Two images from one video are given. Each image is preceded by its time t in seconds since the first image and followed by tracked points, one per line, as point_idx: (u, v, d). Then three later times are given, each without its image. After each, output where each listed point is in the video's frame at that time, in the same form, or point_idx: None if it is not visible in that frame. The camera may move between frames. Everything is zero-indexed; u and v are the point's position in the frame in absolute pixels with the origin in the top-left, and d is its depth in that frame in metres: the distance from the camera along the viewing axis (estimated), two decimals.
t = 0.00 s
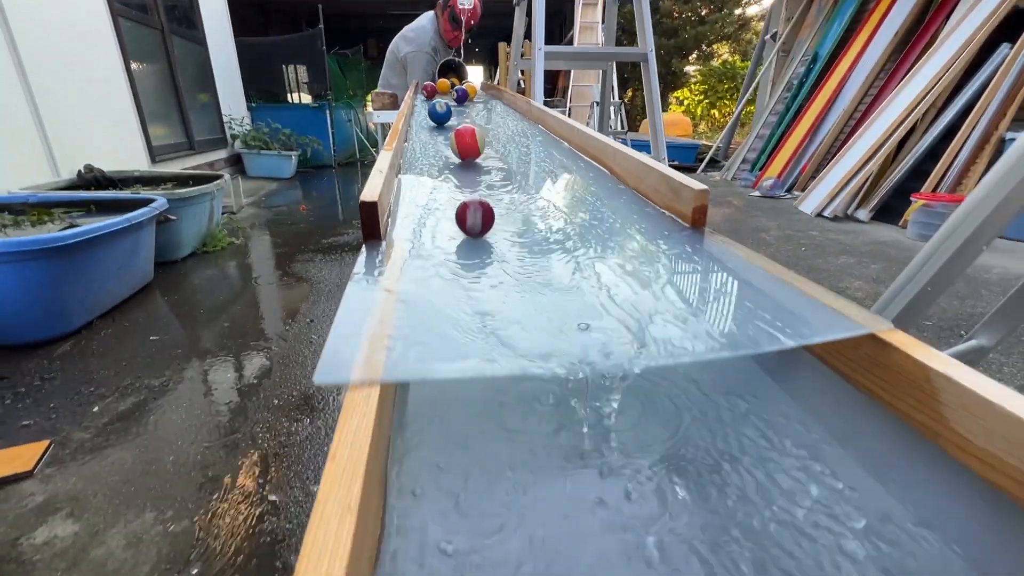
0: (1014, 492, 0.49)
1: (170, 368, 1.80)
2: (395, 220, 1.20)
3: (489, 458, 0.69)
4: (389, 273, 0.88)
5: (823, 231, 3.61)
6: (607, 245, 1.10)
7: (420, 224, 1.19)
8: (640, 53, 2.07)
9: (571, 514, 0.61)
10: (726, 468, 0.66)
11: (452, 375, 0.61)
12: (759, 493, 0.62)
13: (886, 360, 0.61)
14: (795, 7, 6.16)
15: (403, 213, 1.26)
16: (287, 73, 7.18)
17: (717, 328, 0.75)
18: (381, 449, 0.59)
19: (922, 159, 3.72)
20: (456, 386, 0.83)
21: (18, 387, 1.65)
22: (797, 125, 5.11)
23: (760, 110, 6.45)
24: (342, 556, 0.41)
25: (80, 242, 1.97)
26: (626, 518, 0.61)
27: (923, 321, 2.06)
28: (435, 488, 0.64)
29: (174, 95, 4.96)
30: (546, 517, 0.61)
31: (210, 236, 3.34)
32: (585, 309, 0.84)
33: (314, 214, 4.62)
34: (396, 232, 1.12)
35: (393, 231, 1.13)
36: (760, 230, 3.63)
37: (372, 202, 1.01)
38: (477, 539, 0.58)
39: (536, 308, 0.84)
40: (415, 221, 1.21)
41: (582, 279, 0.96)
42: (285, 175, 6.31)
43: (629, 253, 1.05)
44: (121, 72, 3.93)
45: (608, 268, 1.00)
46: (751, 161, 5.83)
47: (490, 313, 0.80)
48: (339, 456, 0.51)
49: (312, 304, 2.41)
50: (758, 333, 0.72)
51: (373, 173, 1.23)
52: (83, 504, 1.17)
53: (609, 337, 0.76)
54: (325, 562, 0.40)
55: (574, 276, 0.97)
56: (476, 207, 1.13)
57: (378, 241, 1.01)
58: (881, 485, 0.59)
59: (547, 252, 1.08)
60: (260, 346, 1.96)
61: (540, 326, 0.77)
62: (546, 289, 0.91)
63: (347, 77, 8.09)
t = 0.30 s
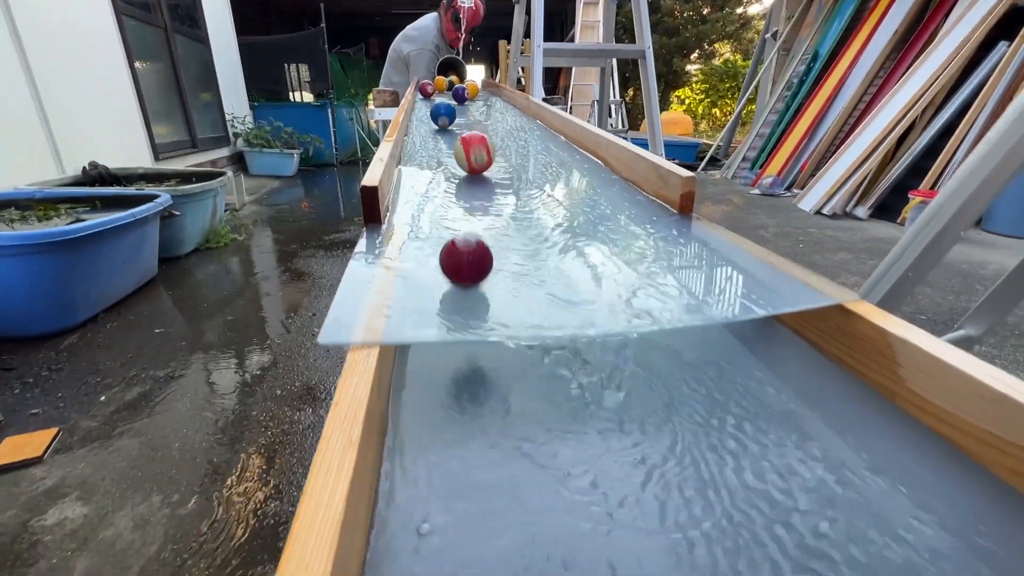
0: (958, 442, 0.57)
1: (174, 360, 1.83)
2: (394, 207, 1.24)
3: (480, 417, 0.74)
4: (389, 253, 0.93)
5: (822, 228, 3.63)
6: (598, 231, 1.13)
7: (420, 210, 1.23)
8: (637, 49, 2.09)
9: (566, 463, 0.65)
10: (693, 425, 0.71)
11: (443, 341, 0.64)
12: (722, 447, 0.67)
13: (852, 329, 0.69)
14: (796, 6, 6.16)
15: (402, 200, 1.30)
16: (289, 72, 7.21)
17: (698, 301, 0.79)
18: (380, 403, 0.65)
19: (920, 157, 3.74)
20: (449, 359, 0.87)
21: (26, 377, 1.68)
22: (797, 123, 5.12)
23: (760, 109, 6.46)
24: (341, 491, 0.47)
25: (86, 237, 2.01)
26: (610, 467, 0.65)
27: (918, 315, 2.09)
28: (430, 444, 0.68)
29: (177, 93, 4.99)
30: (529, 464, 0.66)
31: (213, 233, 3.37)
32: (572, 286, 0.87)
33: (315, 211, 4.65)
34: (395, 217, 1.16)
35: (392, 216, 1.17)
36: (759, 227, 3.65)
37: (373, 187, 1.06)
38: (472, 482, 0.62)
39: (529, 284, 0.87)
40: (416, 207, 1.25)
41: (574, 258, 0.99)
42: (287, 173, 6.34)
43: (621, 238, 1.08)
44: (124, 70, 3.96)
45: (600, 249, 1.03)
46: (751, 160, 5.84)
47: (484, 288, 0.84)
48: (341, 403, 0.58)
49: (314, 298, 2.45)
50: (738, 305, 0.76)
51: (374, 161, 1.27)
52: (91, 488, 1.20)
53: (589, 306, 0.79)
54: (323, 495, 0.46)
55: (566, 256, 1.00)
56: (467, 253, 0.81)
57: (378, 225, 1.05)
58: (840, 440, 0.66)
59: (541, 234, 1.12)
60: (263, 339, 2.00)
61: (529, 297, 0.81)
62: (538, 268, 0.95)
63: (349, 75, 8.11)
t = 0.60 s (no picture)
0: (930, 413, 0.60)
1: (179, 354, 1.86)
2: (395, 198, 1.27)
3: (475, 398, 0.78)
4: (388, 240, 0.96)
5: (821, 227, 3.65)
6: (592, 221, 1.16)
7: (421, 201, 1.27)
8: (636, 48, 2.11)
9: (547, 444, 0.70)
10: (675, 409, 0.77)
11: (436, 315, 0.68)
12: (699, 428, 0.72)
13: (829, 310, 0.72)
14: (796, 6, 6.17)
15: (402, 192, 1.34)
16: (291, 72, 7.24)
17: (682, 282, 0.82)
18: (380, 380, 0.69)
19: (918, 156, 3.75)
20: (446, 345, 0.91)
21: (33, 370, 1.71)
22: (797, 123, 5.14)
23: (761, 108, 6.47)
24: (343, 450, 0.50)
25: (92, 233, 2.04)
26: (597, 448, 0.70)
27: (914, 312, 2.11)
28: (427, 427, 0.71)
29: (180, 92, 5.03)
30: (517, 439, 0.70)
31: (215, 231, 3.40)
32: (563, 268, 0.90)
33: (317, 210, 4.68)
34: (396, 208, 1.20)
35: (392, 206, 1.20)
36: (758, 226, 3.67)
37: (376, 177, 1.10)
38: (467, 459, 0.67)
39: (522, 266, 0.90)
40: (416, 199, 1.29)
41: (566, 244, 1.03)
42: (289, 173, 6.37)
43: (613, 226, 1.11)
44: (128, 69, 3.99)
45: (592, 236, 1.07)
46: (751, 159, 5.86)
47: (479, 269, 0.88)
48: (342, 376, 0.61)
49: (316, 294, 2.49)
50: (721, 285, 0.79)
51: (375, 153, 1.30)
52: (98, 477, 1.23)
53: (575, 285, 0.82)
54: (329, 450, 0.50)
55: (560, 242, 1.04)
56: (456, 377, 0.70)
57: (379, 214, 1.08)
58: (812, 410, 0.71)
59: (536, 223, 1.16)
60: (266, 334, 2.02)
61: (519, 278, 0.84)
62: (532, 251, 0.98)
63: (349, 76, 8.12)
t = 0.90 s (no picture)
0: (894, 385, 0.68)
1: (182, 349, 1.89)
2: (394, 190, 1.31)
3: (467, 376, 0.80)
4: (390, 229, 1.00)
5: (819, 225, 3.67)
6: (587, 212, 1.19)
7: (421, 193, 1.31)
8: (634, 47, 2.14)
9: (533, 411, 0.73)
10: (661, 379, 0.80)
11: (432, 298, 0.72)
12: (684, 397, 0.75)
13: (807, 293, 0.81)
14: (795, 6, 6.18)
15: (403, 185, 1.38)
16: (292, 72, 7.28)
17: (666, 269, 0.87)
18: (380, 354, 0.75)
19: (917, 155, 3.77)
20: (441, 323, 0.95)
21: (39, 364, 1.74)
22: (796, 122, 5.17)
23: (761, 108, 6.49)
24: (344, 421, 0.56)
25: (99, 230, 2.07)
26: (583, 413, 0.73)
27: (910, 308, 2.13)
28: (423, 400, 0.75)
29: (182, 92, 5.06)
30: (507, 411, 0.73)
31: (218, 229, 3.43)
32: (556, 256, 0.94)
33: (319, 209, 4.71)
34: (396, 199, 1.24)
35: (392, 197, 1.24)
36: (756, 225, 3.69)
37: (377, 170, 1.14)
38: (460, 423, 0.70)
39: (517, 254, 0.95)
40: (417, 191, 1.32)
41: (561, 234, 1.06)
42: (290, 172, 6.40)
43: (608, 217, 1.14)
44: (131, 68, 4.02)
45: (586, 226, 1.11)
46: (751, 158, 5.88)
47: (477, 257, 0.92)
48: (345, 354, 0.67)
49: (318, 291, 2.52)
50: (705, 272, 0.84)
51: (377, 147, 1.34)
52: (105, 468, 1.25)
53: (564, 272, 0.86)
54: (329, 425, 0.55)
55: (553, 232, 1.08)
56: None
57: (380, 204, 1.12)
58: (791, 384, 0.75)
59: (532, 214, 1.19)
60: (269, 330, 2.06)
61: (512, 264, 0.88)
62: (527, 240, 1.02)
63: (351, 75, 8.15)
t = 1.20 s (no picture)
0: (867, 359, 0.71)
1: (184, 345, 1.91)
2: (394, 182, 1.33)
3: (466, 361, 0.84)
4: (390, 219, 1.03)
5: (818, 223, 3.69)
6: (582, 204, 1.21)
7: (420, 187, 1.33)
8: (632, 45, 2.15)
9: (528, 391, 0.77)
10: (649, 369, 0.83)
11: (430, 282, 0.75)
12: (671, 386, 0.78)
13: (790, 277, 0.84)
14: (794, 5, 6.19)
15: (403, 178, 1.40)
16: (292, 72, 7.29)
17: (660, 255, 0.89)
18: (381, 337, 0.78)
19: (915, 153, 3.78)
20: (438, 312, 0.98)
21: (44, 359, 1.76)
22: (795, 120, 5.18)
23: (761, 106, 6.50)
24: (344, 398, 0.59)
25: (101, 227, 2.08)
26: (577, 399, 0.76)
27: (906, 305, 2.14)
28: (423, 382, 0.79)
29: (183, 91, 5.07)
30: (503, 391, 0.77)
31: (219, 227, 3.45)
32: (550, 244, 0.97)
33: (319, 208, 4.72)
34: (395, 191, 1.26)
35: (392, 189, 1.26)
36: (755, 223, 3.71)
37: (377, 164, 1.16)
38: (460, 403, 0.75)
39: (513, 241, 0.97)
40: (417, 184, 1.34)
41: (556, 224, 1.09)
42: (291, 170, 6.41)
43: (602, 208, 1.17)
44: (132, 68, 4.04)
45: (581, 216, 1.14)
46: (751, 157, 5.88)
47: (475, 244, 0.95)
48: (347, 337, 0.70)
49: (319, 288, 2.54)
50: (695, 257, 0.87)
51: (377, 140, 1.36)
52: (109, 459, 1.27)
53: (558, 258, 0.89)
54: (331, 401, 0.58)
55: (548, 222, 1.10)
56: None
57: (381, 197, 1.14)
58: (773, 363, 0.80)
59: (529, 205, 1.22)
60: (270, 326, 2.08)
61: (507, 251, 0.91)
62: (523, 229, 1.05)
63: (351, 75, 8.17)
